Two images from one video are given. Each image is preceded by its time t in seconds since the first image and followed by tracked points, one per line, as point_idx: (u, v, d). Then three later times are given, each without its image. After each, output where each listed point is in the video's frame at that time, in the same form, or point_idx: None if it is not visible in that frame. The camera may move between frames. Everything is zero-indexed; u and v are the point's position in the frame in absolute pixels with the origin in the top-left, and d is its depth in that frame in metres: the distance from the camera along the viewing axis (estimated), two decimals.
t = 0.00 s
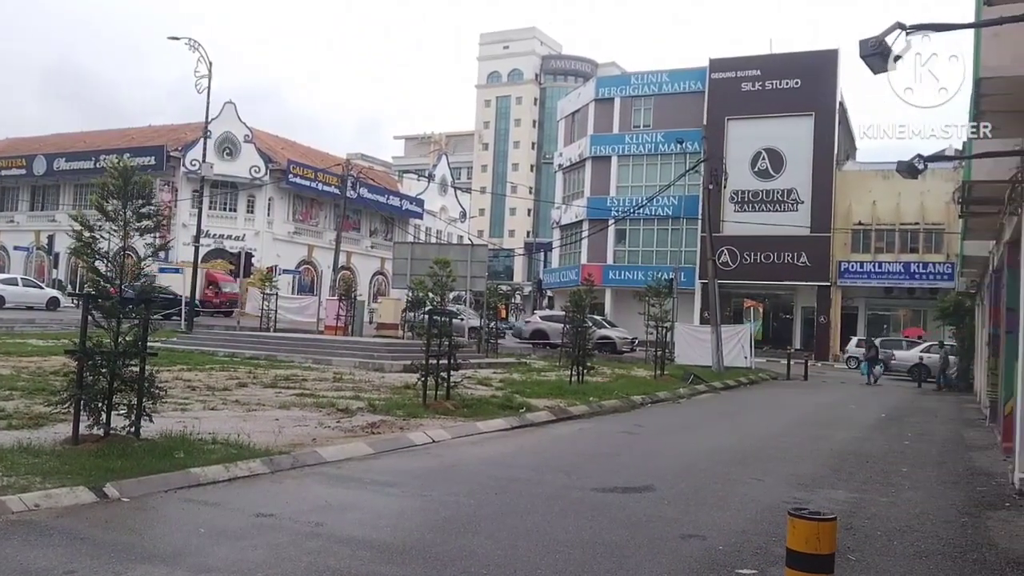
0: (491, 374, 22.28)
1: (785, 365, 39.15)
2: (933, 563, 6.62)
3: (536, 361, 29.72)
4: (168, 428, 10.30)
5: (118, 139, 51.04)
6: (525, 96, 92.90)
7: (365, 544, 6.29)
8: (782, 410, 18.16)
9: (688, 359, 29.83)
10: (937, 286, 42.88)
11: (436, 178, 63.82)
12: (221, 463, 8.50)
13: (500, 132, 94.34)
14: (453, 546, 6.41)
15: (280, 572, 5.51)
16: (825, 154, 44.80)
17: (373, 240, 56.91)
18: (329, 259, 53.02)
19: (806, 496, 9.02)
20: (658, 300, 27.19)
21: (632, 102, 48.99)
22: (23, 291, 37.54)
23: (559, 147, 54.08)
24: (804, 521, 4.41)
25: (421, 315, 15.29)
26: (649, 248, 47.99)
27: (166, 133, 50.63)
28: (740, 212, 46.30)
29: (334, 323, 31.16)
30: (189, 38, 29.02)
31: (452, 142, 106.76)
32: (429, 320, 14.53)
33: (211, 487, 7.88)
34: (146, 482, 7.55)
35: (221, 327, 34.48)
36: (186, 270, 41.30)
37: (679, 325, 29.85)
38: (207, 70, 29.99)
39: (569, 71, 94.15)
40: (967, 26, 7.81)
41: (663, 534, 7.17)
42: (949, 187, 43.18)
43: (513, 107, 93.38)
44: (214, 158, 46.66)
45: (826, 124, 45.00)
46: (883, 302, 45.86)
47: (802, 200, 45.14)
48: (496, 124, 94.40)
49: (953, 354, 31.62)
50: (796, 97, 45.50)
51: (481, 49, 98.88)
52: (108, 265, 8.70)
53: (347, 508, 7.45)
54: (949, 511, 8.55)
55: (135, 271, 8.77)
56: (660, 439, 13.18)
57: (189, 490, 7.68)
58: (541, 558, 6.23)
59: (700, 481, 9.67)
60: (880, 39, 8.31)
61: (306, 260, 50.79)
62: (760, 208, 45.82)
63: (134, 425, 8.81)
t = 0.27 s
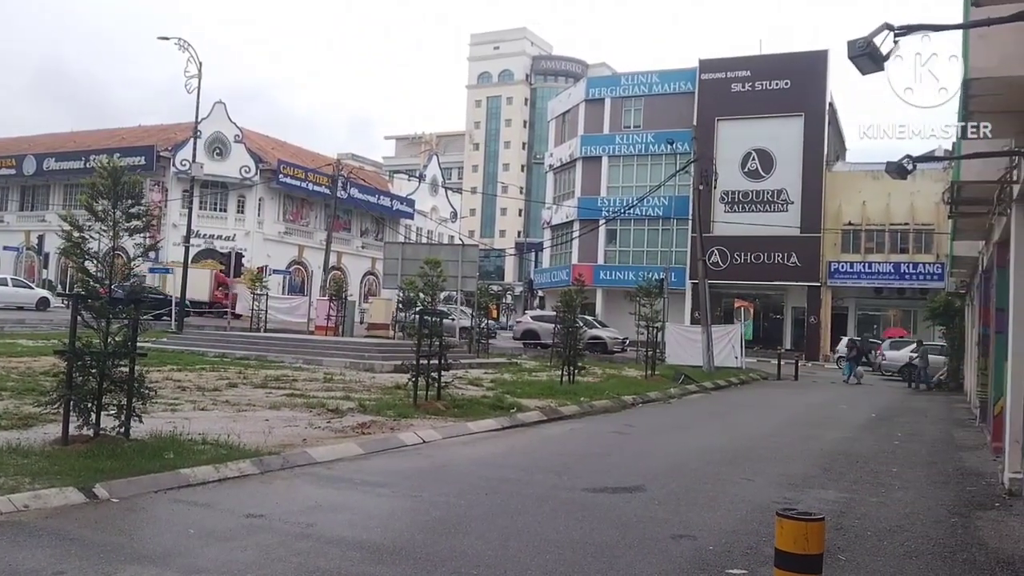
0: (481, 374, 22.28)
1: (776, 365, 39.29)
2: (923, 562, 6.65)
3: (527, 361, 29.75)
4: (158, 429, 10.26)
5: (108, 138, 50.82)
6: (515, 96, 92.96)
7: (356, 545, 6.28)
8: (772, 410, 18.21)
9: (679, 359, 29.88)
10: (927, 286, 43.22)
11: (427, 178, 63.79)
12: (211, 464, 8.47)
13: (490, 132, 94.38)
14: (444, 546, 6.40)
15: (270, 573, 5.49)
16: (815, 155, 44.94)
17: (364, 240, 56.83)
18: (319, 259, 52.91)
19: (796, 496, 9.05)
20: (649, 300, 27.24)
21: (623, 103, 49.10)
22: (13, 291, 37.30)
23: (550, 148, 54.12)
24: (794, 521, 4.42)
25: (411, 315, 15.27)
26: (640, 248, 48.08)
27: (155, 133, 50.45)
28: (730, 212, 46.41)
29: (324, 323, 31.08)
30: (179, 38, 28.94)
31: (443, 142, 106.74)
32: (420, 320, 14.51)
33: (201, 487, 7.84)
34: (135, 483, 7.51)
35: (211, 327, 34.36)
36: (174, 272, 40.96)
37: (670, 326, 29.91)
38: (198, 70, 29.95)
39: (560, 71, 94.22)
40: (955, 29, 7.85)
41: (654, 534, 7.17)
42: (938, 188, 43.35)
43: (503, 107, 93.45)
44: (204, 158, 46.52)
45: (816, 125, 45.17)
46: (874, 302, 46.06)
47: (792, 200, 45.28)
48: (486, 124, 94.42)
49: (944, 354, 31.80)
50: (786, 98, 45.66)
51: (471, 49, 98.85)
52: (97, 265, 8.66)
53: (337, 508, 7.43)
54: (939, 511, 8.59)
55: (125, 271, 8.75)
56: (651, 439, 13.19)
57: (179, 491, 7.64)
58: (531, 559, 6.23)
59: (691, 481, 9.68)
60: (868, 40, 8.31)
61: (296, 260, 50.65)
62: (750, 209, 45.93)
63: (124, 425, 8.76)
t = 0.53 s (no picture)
0: (479, 377, 22.23)
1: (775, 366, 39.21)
2: (924, 565, 6.60)
3: (525, 362, 29.68)
4: (153, 432, 10.19)
5: (104, 139, 50.73)
6: (514, 97, 92.94)
7: (353, 549, 6.22)
8: (770, 412, 18.16)
9: (677, 361, 29.80)
10: (927, 288, 43.21)
11: (425, 180, 63.73)
12: (207, 467, 8.40)
13: (489, 133, 94.36)
14: (441, 550, 6.34)
15: None
16: (814, 156, 44.91)
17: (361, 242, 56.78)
18: (317, 261, 52.85)
19: (796, 499, 9.00)
20: (647, 301, 27.16)
21: (621, 104, 49.07)
22: (7, 293, 37.19)
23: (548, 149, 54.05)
24: (793, 525, 4.37)
25: (409, 317, 15.21)
26: (639, 249, 48.07)
27: (152, 134, 50.35)
28: (729, 214, 46.38)
29: (321, 325, 30.93)
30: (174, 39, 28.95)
31: (441, 143, 106.68)
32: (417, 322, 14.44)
33: (197, 491, 7.78)
34: (131, 486, 7.44)
35: (208, 328, 34.27)
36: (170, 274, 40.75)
37: (669, 328, 29.84)
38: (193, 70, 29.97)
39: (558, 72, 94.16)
40: (954, 30, 7.79)
41: (653, 537, 7.12)
42: (938, 190, 43.29)
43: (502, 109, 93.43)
44: (201, 159, 46.44)
45: (815, 126, 45.16)
46: (873, 304, 45.99)
47: (791, 202, 45.25)
48: (485, 125, 94.38)
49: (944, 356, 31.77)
50: (785, 99, 45.64)
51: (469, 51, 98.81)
52: (93, 267, 8.60)
53: (334, 512, 7.36)
54: (940, 514, 8.53)
55: (120, 272, 8.70)
56: (649, 442, 13.13)
57: (175, 494, 7.58)
58: (529, 562, 6.17)
59: (689, 484, 9.63)
60: (866, 42, 8.23)
61: (294, 262, 50.58)
62: (749, 211, 45.90)
63: (120, 428, 8.70)
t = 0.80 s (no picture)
0: (478, 379, 22.16)
1: (775, 369, 39.16)
2: (926, 568, 6.54)
3: (524, 365, 29.63)
4: (150, 435, 10.13)
5: (101, 141, 50.66)
6: (513, 99, 92.93)
7: (350, 552, 6.15)
8: (770, 415, 18.11)
9: (677, 364, 29.75)
10: (927, 290, 43.20)
11: (423, 181, 63.67)
12: (204, 471, 8.34)
13: (488, 135, 94.38)
14: (439, 553, 6.29)
15: None
16: (813, 158, 44.90)
17: (360, 244, 56.73)
18: (315, 263, 52.77)
19: (796, 502, 8.94)
20: (647, 304, 27.09)
21: (621, 106, 49.03)
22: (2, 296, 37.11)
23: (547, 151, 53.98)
24: (793, 528, 4.33)
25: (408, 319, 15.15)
26: (638, 252, 48.05)
27: (149, 135, 50.27)
28: (729, 216, 46.36)
29: (319, 328, 30.77)
30: (171, 40, 29.34)
31: (439, 145, 106.68)
32: (416, 325, 14.37)
33: (194, 494, 7.71)
34: (127, 490, 7.38)
35: (206, 331, 34.21)
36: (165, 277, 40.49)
37: (669, 330, 29.77)
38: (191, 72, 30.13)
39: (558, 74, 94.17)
40: (955, 30, 7.75)
41: (652, 541, 7.06)
42: (938, 192, 43.26)
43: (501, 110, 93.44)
44: (198, 160, 46.36)
45: (815, 128, 45.14)
46: (873, 306, 45.95)
47: (791, 204, 45.23)
48: (484, 127, 94.37)
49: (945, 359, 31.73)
50: (784, 101, 45.62)
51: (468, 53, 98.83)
52: (89, 270, 8.55)
53: (331, 515, 7.31)
54: (941, 516, 8.48)
55: (117, 275, 8.65)
56: (649, 445, 13.07)
57: (172, 498, 7.52)
58: (528, 566, 6.11)
59: (689, 487, 9.57)
60: (866, 43, 8.20)
61: (292, 264, 50.52)
62: (749, 213, 45.89)
63: (116, 432, 8.64)
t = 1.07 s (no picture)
0: (477, 383, 22.11)
1: (774, 373, 39.10)
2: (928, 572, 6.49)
3: (524, 368, 29.55)
4: (146, 439, 10.05)
5: (98, 143, 50.57)
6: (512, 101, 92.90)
7: (347, 557, 6.09)
8: (770, 419, 18.05)
9: (677, 367, 29.69)
10: (926, 294, 43.17)
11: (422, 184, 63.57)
12: (201, 475, 8.26)
13: (487, 138, 94.35)
14: (437, 558, 6.22)
15: None
16: (813, 161, 44.89)
17: (358, 247, 56.65)
18: (313, 266, 52.68)
19: (797, 506, 8.88)
20: (646, 307, 27.01)
21: (620, 109, 48.99)
22: None
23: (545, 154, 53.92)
24: (792, 531, 4.46)
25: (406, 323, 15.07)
26: (638, 255, 48.02)
27: (146, 137, 50.16)
28: (728, 219, 46.34)
29: (318, 332, 30.54)
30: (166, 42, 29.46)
31: (438, 147, 106.65)
32: (415, 328, 14.28)
33: (190, 500, 7.64)
34: (123, 495, 7.31)
35: (203, 335, 34.13)
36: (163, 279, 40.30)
37: (669, 334, 29.72)
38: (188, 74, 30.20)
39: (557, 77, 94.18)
40: (956, 31, 7.69)
41: (652, 545, 6.99)
42: (939, 195, 43.27)
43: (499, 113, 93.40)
44: (195, 163, 46.26)
45: (815, 131, 45.13)
46: (873, 310, 45.90)
47: (790, 207, 45.22)
48: (482, 130, 94.34)
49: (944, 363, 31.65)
50: (784, 104, 45.61)
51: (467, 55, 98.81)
52: (85, 272, 8.48)
53: (329, 520, 7.24)
54: (941, 521, 8.43)
55: (113, 278, 8.58)
56: (648, 449, 13.00)
57: (168, 503, 7.45)
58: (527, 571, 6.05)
59: (689, 491, 9.50)
60: (867, 47, 8.15)
61: (289, 267, 50.44)
62: (748, 216, 45.88)
63: (112, 436, 8.56)
